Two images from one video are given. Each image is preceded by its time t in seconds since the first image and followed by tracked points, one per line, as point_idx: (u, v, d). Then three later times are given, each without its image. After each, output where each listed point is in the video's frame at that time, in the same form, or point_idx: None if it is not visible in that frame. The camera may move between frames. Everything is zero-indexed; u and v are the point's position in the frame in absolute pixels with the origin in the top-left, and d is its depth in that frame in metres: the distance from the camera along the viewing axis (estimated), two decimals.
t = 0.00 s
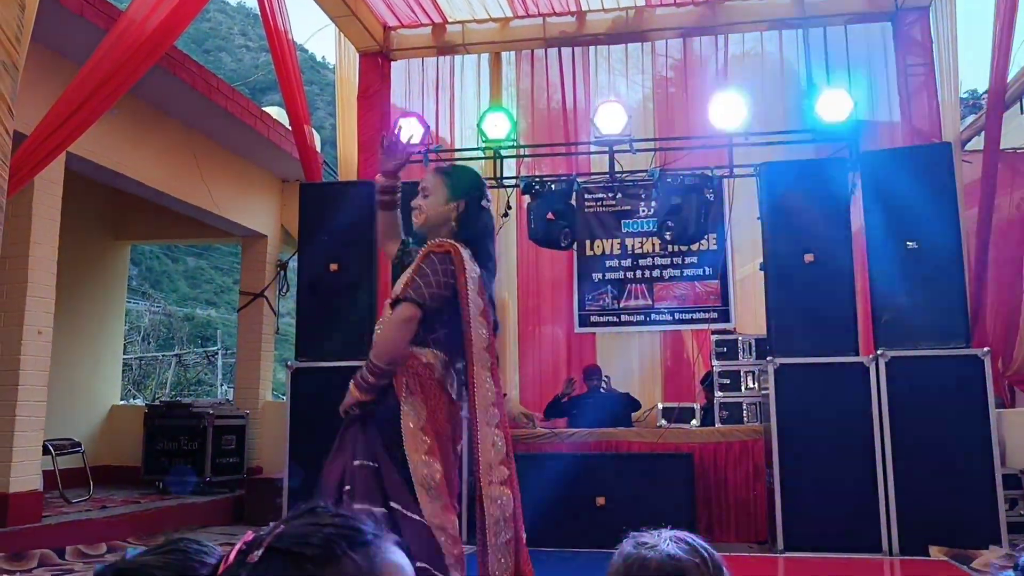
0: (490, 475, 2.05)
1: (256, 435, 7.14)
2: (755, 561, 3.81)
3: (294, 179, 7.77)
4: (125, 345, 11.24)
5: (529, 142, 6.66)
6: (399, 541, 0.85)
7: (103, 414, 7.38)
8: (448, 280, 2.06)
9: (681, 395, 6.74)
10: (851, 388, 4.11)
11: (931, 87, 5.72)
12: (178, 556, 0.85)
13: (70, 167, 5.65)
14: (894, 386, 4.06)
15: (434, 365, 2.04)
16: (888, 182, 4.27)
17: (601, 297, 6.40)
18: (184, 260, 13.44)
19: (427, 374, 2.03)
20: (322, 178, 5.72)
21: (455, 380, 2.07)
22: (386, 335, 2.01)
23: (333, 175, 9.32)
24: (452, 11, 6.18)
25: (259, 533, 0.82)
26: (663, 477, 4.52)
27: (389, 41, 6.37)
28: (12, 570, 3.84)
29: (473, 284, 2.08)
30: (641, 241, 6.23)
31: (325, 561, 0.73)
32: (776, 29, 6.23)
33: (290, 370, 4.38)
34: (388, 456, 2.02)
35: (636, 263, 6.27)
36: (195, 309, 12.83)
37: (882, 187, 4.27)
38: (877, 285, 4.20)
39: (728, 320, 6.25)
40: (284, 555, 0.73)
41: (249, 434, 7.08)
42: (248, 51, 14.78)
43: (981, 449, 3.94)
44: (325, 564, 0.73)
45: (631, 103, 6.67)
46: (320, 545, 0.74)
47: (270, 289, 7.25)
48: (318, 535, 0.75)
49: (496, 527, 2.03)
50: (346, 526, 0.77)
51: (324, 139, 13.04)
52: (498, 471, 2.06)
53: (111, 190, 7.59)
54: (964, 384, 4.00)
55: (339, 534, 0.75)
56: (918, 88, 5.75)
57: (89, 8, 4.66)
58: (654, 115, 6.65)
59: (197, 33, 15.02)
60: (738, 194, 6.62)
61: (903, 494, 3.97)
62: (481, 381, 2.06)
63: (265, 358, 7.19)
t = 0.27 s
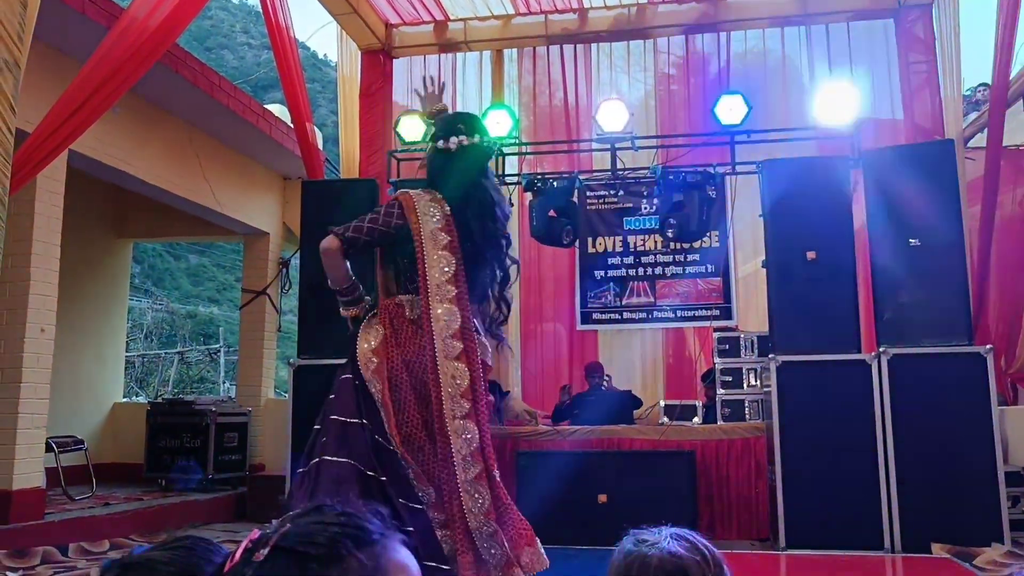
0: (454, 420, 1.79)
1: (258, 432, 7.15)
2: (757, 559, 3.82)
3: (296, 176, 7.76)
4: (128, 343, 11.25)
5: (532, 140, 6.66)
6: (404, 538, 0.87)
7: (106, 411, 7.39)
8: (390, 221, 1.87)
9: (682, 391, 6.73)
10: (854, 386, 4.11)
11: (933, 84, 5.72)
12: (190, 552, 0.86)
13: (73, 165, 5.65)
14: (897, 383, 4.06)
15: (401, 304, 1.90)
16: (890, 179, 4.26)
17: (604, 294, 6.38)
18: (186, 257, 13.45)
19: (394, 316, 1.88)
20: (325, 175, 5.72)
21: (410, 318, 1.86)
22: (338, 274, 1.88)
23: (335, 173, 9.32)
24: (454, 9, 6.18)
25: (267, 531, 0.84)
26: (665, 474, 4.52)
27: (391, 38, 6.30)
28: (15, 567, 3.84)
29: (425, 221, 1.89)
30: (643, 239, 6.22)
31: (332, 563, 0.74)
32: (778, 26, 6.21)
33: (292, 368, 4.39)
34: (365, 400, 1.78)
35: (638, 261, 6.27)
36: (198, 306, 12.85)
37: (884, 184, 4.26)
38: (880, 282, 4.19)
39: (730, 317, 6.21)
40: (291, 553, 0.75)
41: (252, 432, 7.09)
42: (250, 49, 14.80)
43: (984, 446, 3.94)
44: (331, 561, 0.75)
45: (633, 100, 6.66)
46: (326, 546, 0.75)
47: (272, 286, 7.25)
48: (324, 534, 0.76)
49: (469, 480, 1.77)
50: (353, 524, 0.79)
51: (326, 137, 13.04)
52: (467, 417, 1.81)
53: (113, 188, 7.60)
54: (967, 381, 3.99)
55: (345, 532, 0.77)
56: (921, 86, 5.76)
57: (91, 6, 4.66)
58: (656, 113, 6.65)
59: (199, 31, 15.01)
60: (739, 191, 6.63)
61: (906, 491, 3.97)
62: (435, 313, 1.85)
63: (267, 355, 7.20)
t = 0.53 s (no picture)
0: (412, 466, 1.40)
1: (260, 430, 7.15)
2: (758, 556, 3.82)
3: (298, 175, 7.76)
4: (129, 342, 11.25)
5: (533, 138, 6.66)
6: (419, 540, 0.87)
7: (107, 410, 7.39)
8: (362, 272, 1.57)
9: (686, 387, 6.74)
10: (855, 384, 4.11)
11: (935, 82, 5.72)
12: (194, 552, 0.92)
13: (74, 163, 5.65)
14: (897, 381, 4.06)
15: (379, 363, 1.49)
16: (891, 178, 4.26)
17: (605, 293, 6.38)
18: (188, 256, 13.47)
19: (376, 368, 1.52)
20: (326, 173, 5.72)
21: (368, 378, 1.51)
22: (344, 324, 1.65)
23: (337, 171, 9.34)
24: (455, 7, 6.18)
25: (283, 529, 0.84)
26: (666, 472, 4.52)
27: (392, 37, 6.28)
28: (17, 566, 3.85)
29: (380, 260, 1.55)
30: (645, 236, 6.21)
31: (356, 559, 0.76)
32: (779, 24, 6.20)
33: (293, 367, 4.39)
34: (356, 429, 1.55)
35: (639, 259, 6.28)
36: (199, 305, 12.86)
37: (885, 182, 4.26)
38: (881, 280, 4.19)
39: (731, 314, 6.20)
40: (315, 550, 0.75)
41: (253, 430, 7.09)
42: (251, 47, 14.80)
43: (985, 444, 3.93)
44: (351, 557, 0.76)
45: (634, 97, 6.66)
46: (345, 542, 0.77)
47: (274, 285, 7.25)
48: (342, 532, 0.77)
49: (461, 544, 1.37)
50: (371, 524, 0.80)
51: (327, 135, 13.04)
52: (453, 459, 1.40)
53: (115, 187, 7.60)
54: (968, 379, 3.99)
55: (365, 531, 0.78)
56: (922, 84, 5.76)
57: (92, 4, 4.66)
58: (657, 111, 6.65)
59: (200, 29, 15.00)
60: (740, 189, 6.63)
61: (907, 489, 3.97)
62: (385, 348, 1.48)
63: (268, 354, 7.20)
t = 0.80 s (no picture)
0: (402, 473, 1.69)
1: (261, 429, 7.16)
2: (759, 556, 3.82)
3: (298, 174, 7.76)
4: (130, 341, 11.26)
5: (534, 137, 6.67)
6: (427, 544, 0.93)
7: (108, 409, 7.40)
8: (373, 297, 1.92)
9: (684, 389, 6.72)
10: (855, 383, 4.11)
11: (935, 81, 5.74)
12: (193, 549, 0.93)
13: (74, 163, 5.65)
14: (898, 380, 4.06)
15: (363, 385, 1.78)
16: (892, 177, 4.25)
17: (605, 292, 6.36)
18: (188, 255, 13.47)
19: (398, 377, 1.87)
20: (326, 173, 5.72)
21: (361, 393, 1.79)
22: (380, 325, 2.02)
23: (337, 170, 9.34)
24: (455, 6, 6.17)
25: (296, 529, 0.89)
26: (667, 471, 4.52)
27: (393, 37, 6.32)
28: (18, 565, 3.85)
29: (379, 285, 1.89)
30: (644, 236, 6.21)
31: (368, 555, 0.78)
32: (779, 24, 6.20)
33: (294, 366, 4.39)
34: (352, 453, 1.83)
35: (640, 259, 6.27)
36: (200, 304, 12.87)
37: (886, 181, 4.26)
38: (881, 280, 4.19)
39: (731, 314, 6.21)
40: (328, 545, 0.81)
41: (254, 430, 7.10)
42: (251, 47, 14.80)
43: (986, 443, 3.93)
44: (360, 552, 0.80)
45: (635, 97, 6.65)
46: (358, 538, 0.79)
47: (274, 284, 7.25)
48: (351, 529, 0.83)
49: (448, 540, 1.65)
50: (379, 523, 0.86)
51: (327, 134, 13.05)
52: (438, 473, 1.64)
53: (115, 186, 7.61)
54: (968, 378, 3.99)
55: (374, 529, 0.84)
56: (922, 84, 5.78)
57: (92, 4, 4.66)
58: (657, 111, 6.65)
59: (201, 28, 15.00)
60: (740, 188, 6.63)
61: (907, 489, 3.97)
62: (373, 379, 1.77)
63: (269, 354, 7.20)
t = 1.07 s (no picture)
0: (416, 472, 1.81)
1: (261, 430, 7.16)
2: (760, 555, 3.81)
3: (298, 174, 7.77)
4: (130, 341, 11.26)
5: (534, 137, 6.68)
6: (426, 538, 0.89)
7: (108, 410, 7.40)
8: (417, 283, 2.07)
9: (684, 388, 6.76)
10: (856, 382, 4.11)
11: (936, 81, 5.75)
12: (188, 549, 0.92)
13: (74, 163, 5.65)
14: (899, 379, 4.05)
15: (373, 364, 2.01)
16: (893, 176, 4.25)
17: (606, 292, 6.36)
18: (189, 255, 13.48)
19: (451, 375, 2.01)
20: (326, 172, 5.71)
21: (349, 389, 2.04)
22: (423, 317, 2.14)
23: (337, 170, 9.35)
24: (455, 6, 6.16)
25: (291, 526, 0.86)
26: (667, 471, 4.52)
27: (393, 37, 6.35)
28: (18, 565, 3.84)
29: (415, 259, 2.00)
30: (645, 235, 6.19)
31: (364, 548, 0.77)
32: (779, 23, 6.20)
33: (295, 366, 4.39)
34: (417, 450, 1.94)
35: (641, 258, 6.25)
36: (200, 304, 12.87)
37: (886, 181, 4.26)
38: (882, 279, 4.19)
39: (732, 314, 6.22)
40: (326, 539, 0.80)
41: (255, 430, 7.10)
42: (251, 47, 14.80)
43: (987, 443, 3.93)
44: (358, 546, 0.76)
45: (635, 96, 6.66)
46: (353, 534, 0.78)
47: (274, 284, 7.25)
48: (349, 524, 0.79)
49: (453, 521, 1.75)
50: (377, 518, 0.82)
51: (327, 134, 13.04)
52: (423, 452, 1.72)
53: (115, 187, 7.61)
54: (969, 377, 3.99)
55: (371, 525, 0.80)
56: (922, 83, 5.79)
57: (92, 4, 4.66)
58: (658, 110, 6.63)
59: (201, 28, 15.00)
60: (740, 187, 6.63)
61: (908, 488, 3.97)
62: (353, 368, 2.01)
63: (269, 354, 7.20)
